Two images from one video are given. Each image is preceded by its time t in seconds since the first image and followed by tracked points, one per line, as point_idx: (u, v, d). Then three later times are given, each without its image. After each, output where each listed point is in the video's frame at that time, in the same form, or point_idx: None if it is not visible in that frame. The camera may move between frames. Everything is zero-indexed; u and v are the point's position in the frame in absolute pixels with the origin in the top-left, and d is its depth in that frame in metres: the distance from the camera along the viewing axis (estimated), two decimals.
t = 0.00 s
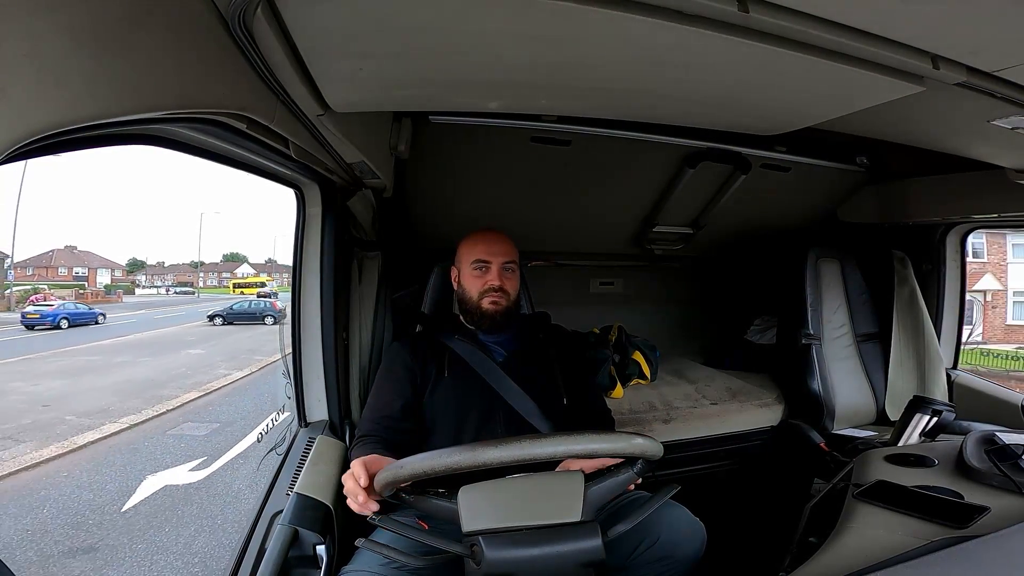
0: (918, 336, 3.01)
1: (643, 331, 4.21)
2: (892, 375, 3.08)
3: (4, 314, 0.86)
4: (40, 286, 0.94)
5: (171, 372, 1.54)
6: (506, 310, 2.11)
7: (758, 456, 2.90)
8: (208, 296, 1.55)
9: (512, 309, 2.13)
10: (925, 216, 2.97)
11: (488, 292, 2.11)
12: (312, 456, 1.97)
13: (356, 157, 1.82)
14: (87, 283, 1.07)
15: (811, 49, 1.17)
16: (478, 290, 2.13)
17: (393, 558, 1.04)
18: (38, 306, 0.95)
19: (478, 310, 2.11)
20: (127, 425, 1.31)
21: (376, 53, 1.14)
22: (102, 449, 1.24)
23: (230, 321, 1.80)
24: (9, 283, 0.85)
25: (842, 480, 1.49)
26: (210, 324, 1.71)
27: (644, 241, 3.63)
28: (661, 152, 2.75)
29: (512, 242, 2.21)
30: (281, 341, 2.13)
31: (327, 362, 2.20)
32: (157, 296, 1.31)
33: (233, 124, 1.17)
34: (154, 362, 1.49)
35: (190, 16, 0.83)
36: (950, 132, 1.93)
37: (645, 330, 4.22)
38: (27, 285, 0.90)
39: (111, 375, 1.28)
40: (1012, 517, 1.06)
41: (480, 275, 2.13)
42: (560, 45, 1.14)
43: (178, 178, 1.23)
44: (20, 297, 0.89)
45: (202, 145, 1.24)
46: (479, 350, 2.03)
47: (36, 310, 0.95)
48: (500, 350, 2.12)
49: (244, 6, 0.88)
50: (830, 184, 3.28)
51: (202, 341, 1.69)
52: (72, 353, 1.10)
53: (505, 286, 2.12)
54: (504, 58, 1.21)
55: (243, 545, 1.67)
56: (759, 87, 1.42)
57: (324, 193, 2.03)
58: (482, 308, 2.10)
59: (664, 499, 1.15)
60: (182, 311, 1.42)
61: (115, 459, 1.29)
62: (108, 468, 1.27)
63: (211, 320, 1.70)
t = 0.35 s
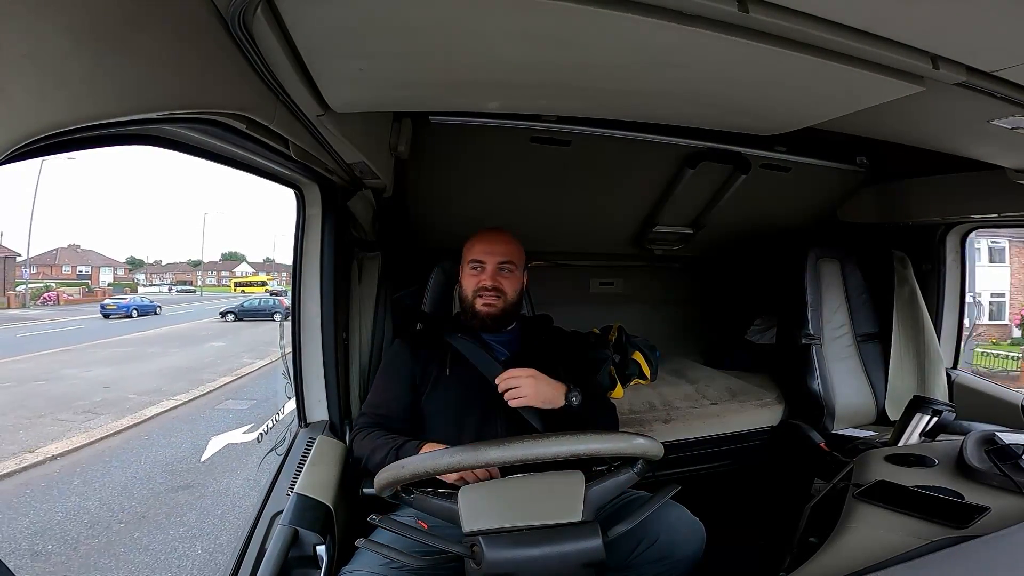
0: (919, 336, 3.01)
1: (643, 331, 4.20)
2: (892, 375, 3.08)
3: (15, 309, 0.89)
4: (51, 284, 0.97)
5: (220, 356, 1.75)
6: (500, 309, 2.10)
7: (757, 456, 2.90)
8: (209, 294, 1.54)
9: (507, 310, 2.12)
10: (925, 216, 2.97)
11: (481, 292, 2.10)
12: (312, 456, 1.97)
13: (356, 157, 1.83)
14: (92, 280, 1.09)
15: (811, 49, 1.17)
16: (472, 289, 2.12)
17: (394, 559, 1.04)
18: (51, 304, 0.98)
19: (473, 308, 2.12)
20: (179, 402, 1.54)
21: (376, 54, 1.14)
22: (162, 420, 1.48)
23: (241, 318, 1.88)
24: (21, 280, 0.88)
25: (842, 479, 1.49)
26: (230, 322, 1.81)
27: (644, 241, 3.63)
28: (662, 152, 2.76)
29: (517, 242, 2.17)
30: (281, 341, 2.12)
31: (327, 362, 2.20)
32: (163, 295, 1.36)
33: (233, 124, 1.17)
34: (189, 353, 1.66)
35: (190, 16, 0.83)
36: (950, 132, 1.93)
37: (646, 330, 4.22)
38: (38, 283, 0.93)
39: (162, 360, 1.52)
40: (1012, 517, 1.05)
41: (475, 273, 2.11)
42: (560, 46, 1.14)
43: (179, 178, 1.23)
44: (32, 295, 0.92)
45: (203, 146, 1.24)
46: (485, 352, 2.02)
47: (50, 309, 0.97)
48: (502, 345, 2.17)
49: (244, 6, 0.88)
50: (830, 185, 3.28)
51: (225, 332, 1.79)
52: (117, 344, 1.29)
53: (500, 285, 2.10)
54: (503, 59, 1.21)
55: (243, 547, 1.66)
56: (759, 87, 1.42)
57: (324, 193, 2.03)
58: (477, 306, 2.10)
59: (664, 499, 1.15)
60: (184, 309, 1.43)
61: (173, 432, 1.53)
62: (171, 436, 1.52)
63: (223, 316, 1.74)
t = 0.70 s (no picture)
0: (918, 336, 3.01)
1: (643, 331, 4.20)
2: (892, 375, 3.08)
3: (30, 308, 0.92)
4: (64, 283, 1.00)
5: (232, 352, 1.75)
6: (487, 305, 2.10)
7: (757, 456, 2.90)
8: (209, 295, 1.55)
9: (495, 308, 2.11)
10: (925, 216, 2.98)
11: (467, 290, 2.11)
12: (313, 456, 1.97)
13: (356, 157, 1.83)
14: (95, 280, 1.10)
15: (811, 49, 1.17)
16: (461, 288, 2.15)
17: (393, 559, 1.04)
18: (62, 303, 1.01)
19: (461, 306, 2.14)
20: (218, 386, 1.64)
21: (375, 54, 1.14)
22: (215, 399, 1.64)
23: (251, 316, 1.93)
24: (33, 279, 0.91)
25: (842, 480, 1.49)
26: (238, 320, 1.84)
27: (645, 241, 3.63)
28: (662, 152, 2.76)
29: (507, 239, 2.15)
30: (282, 341, 2.12)
31: (327, 362, 2.20)
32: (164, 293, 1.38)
33: (233, 124, 1.17)
34: (211, 346, 1.68)
35: (190, 15, 0.83)
36: (950, 132, 1.93)
37: (646, 330, 4.22)
38: (51, 282, 0.97)
39: (188, 350, 1.57)
40: (1013, 517, 1.05)
41: (462, 272, 2.14)
42: (559, 46, 1.14)
43: (178, 178, 1.23)
44: (45, 293, 0.96)
45: (203, 145, 1.24)
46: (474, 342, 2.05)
47: (60, 308, 1.00)
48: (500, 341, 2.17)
49: (244, 6, 0.88)
50: (830, 185, 3.29)
51: (239, 329, 1.84)
52: (149, 336, 1.40)
53: (484, 281, 2.09)
54: (503, 58, 1.21)
55: (243, 548, 1.66)
56: (759, 87, 1.42)
57: (324, 192, 2.03)
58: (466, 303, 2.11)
59: (664, 499, 1.15)
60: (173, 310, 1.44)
61: (222, 408, 1.68)
62: (220, 413, 1.67)
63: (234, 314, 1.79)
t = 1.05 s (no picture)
0: (919, 336, 3.01)
1: (643, 331, 4.20)
2: (893, 375, 3.08)
3: (41, 307, 0.95)
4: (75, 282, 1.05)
5: (233, 351, 1.75)
6: (495, 308, 2.11)
7: (757, 456, 2.90)
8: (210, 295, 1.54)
9: (505, 310, 2.13)
10: (926, 215, 2.98)
11: (476, 293, 2.11)
12: (313, 456, 1.97)
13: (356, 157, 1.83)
14: (98, 279, 1.12)
15: (811, 49, 1.17)
16: (469, 290, 2.14)
17: (393, 559, 1.04)
18: (69, 302, 1.05)
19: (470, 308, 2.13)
20: (225, 381, 1.67)
21: (375, 54, 1.14)
22: (240, 385, 1.76)
23: (256, 314, 1.97)
24: (43, 279, 0.95)
25: (842, 480, 1.49)
26: (243, 318, 1.88)
27: (645, 241, 3.63)
28: (662, 152, 2.76)
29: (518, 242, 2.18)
30: (281, 341, 2.12)
31: (327, 361, 2.20)
32: (166, 293, 1.39)
33: (233, 124, 1.17)
34: (225, 341, 1.76)
35: (190, 14, 0.83)
36: (950, 132, 1.93)
37: (645, 330, 4.22)
38: (57, 281, 0.99)
39: (200, 347, 1.61)
40: (1013, 517, 1.05)
41: (472, 274, 2.13)
42: (559, 46, 1.14)
43: (178, 178, 1.22)
44: (54, 292, 0.99)
45: (203, 146, 1.24)
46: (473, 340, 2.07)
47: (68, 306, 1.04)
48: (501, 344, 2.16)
49: (244, 6, 0.89)
50: (830, 185, 3.29)
51: (246, 327, 1.91)
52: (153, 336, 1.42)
53: (494, 285, 2.10)
54: (503, 58, 1.21)
55: (242, 547, 1.65)
56: (759, 87, 1.42)
57: (324, 192, 2.03)
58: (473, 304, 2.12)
59: (664, 499, 1.15)
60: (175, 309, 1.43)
61: (246, 395, 1.82)
62: (245, 399, 1.81)
63: (239, 312, 1.82)
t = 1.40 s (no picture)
0: (919, 336, 3.02)
1: (643, 331, 4.20)
2: (893, 375, 3.08)
3: (50, 305, 1.00)
4: (86, 281, 1.09)
5: (239, 351, 1.79)
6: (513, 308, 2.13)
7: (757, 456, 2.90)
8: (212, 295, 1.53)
9: (518, 312, 2.15)
10: (926, 215, 2.99)
11: (497, 290, 2.11)
12: (313, 456, 1.97)
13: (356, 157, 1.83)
14: (99, 279, 1.12)
15: (811, 49, 1.17)
16: (487, 287, 2.13)
17: (393, 559, 1.05)
18: (77, 301, 1.09)
19: (487, 306, 2.12)
20: (232, 376, 1.71)
21: (375, 54, 1.14)
22: (257, 374, 1.90)
23: (262, 312, 1.99)
24: (51, 279, 0.98)
25: (842, 480, 1.49)
26: (247, 316, 1.90)
27: (645, 241, 3.63)
28: (662, 152, 2.76)
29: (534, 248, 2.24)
30: (281, 340, 2.12)
31: (328, 362, 2.20)
32: (168, 293, 1.37)
33: (233, 124, 1.17)
34: (235, 337, 1.79)
35: (191, 15, 0.83)
36: (951, 132, 1.93)
37: (645, 330, 4.21)
38: (67, 280, 1.03)
39: (214, 343, 1.65)
40: (1013, 517, 1.05)
41: (492, 272, 2.13)
42: (560, 46, 1.14)
43: (179, 179, 1.23)
44: (63, 290, 1.02)
45: (202, 145, 1.24)
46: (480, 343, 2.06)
47: (76, 305, 1.08)
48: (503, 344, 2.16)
49: (244, 6, 0.88)
50: (830, 185, 3.29)
51: (256, 325, 1.95)
52: (164, 333, 1.47)
53: (515, 285, 2.13)
54: (504, 58, 1.21)
55: (244, 544, 1.66)
56: (760, 87, 1.42)
57: (324, 192, 2.03)
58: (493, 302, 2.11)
59: (664, 499, 1.15)
60: (178, 308, 1.42)
61: (254, 389, 1.89)
62: (260, 389, 1.94)
63: (245, 310, 1.85)
